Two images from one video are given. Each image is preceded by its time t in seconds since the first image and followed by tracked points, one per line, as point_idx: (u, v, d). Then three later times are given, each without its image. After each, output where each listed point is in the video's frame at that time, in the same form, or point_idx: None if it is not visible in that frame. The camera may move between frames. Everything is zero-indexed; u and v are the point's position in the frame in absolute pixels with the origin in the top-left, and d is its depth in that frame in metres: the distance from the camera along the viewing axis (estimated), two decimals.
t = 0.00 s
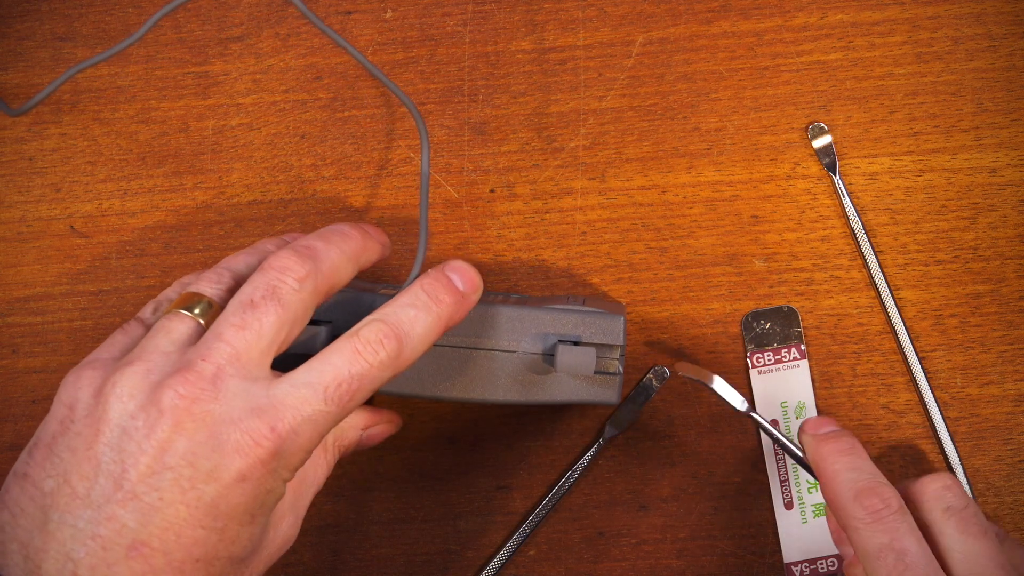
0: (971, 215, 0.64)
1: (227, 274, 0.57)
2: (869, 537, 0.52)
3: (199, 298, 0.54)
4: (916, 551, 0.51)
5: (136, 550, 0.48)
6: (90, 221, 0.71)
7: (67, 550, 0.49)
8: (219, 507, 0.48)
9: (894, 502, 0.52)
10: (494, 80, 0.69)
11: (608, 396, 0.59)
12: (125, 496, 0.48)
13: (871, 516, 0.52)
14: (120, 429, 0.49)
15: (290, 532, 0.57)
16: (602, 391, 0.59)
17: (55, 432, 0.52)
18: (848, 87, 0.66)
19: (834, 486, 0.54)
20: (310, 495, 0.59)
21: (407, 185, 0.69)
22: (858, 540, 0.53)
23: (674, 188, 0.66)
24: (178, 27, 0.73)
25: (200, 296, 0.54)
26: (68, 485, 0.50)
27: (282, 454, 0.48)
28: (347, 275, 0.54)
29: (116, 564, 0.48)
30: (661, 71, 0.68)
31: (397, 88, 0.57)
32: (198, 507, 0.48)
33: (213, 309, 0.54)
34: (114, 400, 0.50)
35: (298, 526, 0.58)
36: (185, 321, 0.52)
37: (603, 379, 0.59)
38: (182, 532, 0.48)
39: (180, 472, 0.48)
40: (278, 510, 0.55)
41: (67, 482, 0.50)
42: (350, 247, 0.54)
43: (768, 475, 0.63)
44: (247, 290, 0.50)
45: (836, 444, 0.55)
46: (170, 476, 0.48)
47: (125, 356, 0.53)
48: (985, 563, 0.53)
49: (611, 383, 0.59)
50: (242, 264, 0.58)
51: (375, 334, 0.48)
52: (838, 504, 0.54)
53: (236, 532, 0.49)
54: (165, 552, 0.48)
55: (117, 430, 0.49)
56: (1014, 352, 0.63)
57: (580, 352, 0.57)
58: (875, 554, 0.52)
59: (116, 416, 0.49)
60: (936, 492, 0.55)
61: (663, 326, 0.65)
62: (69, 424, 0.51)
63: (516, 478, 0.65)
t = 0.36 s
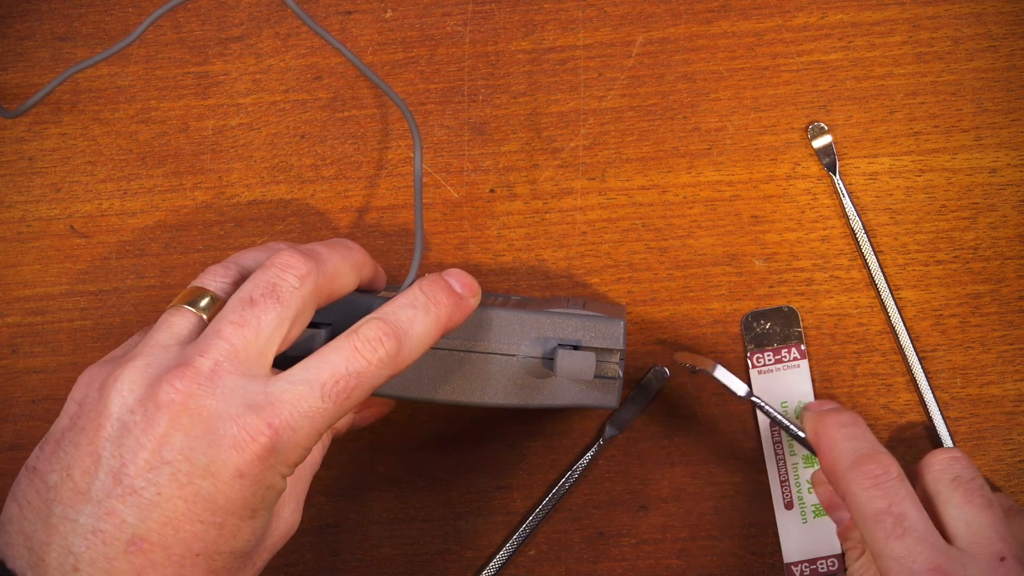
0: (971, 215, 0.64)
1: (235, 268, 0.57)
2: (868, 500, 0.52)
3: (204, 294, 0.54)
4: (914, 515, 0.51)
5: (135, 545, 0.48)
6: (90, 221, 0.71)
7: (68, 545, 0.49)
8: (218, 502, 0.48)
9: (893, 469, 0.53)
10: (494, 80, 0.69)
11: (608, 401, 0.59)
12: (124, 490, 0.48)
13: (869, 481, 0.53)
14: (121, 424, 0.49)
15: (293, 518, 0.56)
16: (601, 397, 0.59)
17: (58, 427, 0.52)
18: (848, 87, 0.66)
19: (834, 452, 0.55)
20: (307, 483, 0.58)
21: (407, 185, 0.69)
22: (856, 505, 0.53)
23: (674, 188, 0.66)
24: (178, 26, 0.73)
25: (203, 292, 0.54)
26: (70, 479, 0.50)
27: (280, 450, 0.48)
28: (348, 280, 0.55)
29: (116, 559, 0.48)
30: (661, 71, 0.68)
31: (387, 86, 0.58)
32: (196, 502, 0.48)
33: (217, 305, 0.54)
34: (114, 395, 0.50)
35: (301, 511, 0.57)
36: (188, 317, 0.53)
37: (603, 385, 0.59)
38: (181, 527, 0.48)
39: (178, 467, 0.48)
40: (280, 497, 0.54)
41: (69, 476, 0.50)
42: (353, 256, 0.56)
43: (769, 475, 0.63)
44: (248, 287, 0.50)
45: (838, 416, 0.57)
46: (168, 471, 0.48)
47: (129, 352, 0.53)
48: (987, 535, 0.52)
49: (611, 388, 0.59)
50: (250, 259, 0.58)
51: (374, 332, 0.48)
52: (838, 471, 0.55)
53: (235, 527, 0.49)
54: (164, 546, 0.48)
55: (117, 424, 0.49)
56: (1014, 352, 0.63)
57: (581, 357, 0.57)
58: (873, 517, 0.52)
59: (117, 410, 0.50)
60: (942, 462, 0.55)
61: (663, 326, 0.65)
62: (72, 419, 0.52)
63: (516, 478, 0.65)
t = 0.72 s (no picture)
0: (971, 215, 0.64)
1: (236, 283, 0.56)
2: (807, 489, 0.55)
3: (205, 309, 0.54)
4: (851, 503, 0.54)
5: (131, 563, 0.48)
6: (90, 221, 0.71)
7: (65, 561, 0.49)
8: (212, 523, 0.48)
9: (834, 457, 0.56)
10: (494, 79, 0.69)
11: (606, 424, 0.59)
12: (120, 509, 0.49)
13: (811, 471, 0.55)
14: (118, 442, 0.49)
15: (291, 530, 0.56)
16: (600, 420, 0.58)
17: (59, 441, 0.53)
18: (848, 87, 0.66)
19: (779, 444, 0.58)
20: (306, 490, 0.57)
21: (406, 185, 0.69)
22: (797, 493, 0.56)
23: (674, 188, 0.66)
24: (178, 27, 0.73)
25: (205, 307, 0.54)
26: (67, 496, 0.50)
27: (275, 473, 0.48)
28: (351, 300, 0.55)
29: (113, 575, 0.48)
30: (661, 71, 0.68)
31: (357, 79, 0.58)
32: (191, 523, 0.48)
33: (218, 322, 0.54)
34: (112, 413, 0.50)
35: (299, 522, 0.57)
36: (188, 334, 0.53)
37: (602, 408, 0.59)
38: (176, 547, 0.48)
39: (174, 488, 0.48)
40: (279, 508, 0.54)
41: (66, 492, 0.50)
42: (355, 274, 0.55)
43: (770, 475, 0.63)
44: (248, 309, 0.50)
45: (787, 407, 0.59)
46: (164, 492, 0.48)
47: (129, 367, 0.53)
48: (923, 520, 0.55)
49: (610, 411, 0.59)
50: (252, 274, 0.57)
51: (370, 355, 0.48)
52: (782, 461, 0.58)
53: (231, 547, 0.49)
54: (160, 565, 0.48)
55: (114, 443, 0.49)
56: (1014, 352, 0.63)
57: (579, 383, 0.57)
58: (811, 504, 0.55)
59: (114, 429, 0.50)
60: (884, 447, 0.57)
61: (663, 326, 0.65)
62: (72, 434, 0.52)
63: (516, 478, 0.65)
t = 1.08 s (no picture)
0: (971, 215, 0.64)
1: (236, 278, 0.57)
2: (795, 484, 0.56)
3: (206, 304, 0.54)
4: (839, 497, 0.55)
5: (132, 554, 0.48)
6: (90, 221, 0.71)
7: (66, 553, 0.49)
8: (213, 513, 0.48)
9: (822, 453, 0.56)
10: (494, 79, 0.69)
11: (607, 415, 0.58)
12: (121, 500, 0.48)
13: (800, 466, 0.56)
14: (118, 433, 0.49)
15: (293, 524, 0.56)
16: (601, 410, 0.58)
17: (59, 434, 0.52)
18: (848, 87, 0.66)
19: (769, 440, 0.58)
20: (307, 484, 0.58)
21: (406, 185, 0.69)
22: (786, 489, 0.57)
23: (674, 188, 0.66)
24: (178, 27, 0.73)
25: (205, 302, 0.54)
26: (67, 487, 0.50)
27: (276, 462, 0.48)
28: (352, 294, 0.55)
29: (114, 567, 0.48)
30: (661, 71, 0.68)
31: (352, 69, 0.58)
32: (192, 513, 0.48)
33: (218, 316, 0.54)
34: (113, 404, 0.50)
35: (300, 516, 0.57)
36: (189, 327, 0.53)
37: (603, 399, 0.58)
38: (177, 537, 0.48)
39: (174, 477, 0.48)
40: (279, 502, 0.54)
41: (67, 484, 0.50)
42: (356, 268, 0.55)
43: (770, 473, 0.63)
44: (250, 301, 0.50)
45: (777, 405, 0.59)
46: (164, 482, 0.48)
47: (129, 360, 0.53)
48: (910, 513, 0.55)
49: (610, 402, 0.58)
50: (252, 269, 0.58)
51: (371, 346, 0.48)
52: (770, 456, 0.58)
53: (232, 537, 0.49)
54: (161, 555, 0.48)
55: (114, 433, 0.49)
56: (1014, 352, 0.63)
57: (580, 373, 0.57)
58: (800, 499, 0.55)
59: (115, 420, 0.50)
60: (873, 441, 0.58)
61: (663, 326, 0.65)
62: (72, 426, 0.52)
63: (516, 478, 0.65)
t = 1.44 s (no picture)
0: (971, 215, 0.64)
1: (236, 276, 0.57)
2: (789, 484, 0.56)
3: (206, 300, 0.54)
4: (832, 498, 0.55)
5: (131, 549, 0.48)
6: (90, 221, 0.71)
7: (65, 548, 0.49)
8: (213, 507, 0.48)
9: (817, 454, 0.56)
10: (494, 80, 0.69)
11: (608, 408, 0.58)
12: (121, 494, 0.48)
13: (794, 467, 0.56)
14: (117, 428, 0.50)
15: (293, 521, 0.56)
16: (602, 403, 0.58)
17: (59, 430, 0.53)
18: (848, 87, 0.66)
19: (764, 441, 0.59)
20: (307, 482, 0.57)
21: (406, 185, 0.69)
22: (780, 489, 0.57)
23: (674, 188, 0.66)
24: (178, 27, 0.73)
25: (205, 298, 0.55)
26: (67, 482, 0.50)
27: (276, 456, 0.48)
28: (351, 292, 0.55)
29: (113, 562, 0.48)
30: (661, 71, 0.68)
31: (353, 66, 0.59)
32: (191, 507, 0.48)
33: (217, 313, 0.54)
34: (112, 399, 0.50)
35: (300, 513, 0.57)
36: (188, 323, 0.53)
37: (603, 392, 0.58)
38: (176, 532, 0.48)
39: (174, 472, 0.48)
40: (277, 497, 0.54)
41: (66, 479, 0.50)
42: (356, 266, 0.56)
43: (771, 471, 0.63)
44: (250, 297, 0.50)
45: (774, 404, 0.60)
46: (164, 476, 0.48)
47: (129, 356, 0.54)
48: (903, 513, 0.56)
49: (611, 395, 0.58)
50: (252, 266, 0.58)
51: (370, 340, 0.48)
52: (765, 457, 0.58)
53: (232, 532, 0.49)
54: (160, 550, 0.48)
55: (114, 428, 0.50)
56: (1014, 352, 0.63)
57: (580, 365, 0.57)
58: (793, 500, 0.56)
59: (114, 414, 0.50)
60: (866, 442, 0.58)
61: (662, 326, 0.65)
62: (72, 422, 0.52)
63: (516, 478, 0.65)
